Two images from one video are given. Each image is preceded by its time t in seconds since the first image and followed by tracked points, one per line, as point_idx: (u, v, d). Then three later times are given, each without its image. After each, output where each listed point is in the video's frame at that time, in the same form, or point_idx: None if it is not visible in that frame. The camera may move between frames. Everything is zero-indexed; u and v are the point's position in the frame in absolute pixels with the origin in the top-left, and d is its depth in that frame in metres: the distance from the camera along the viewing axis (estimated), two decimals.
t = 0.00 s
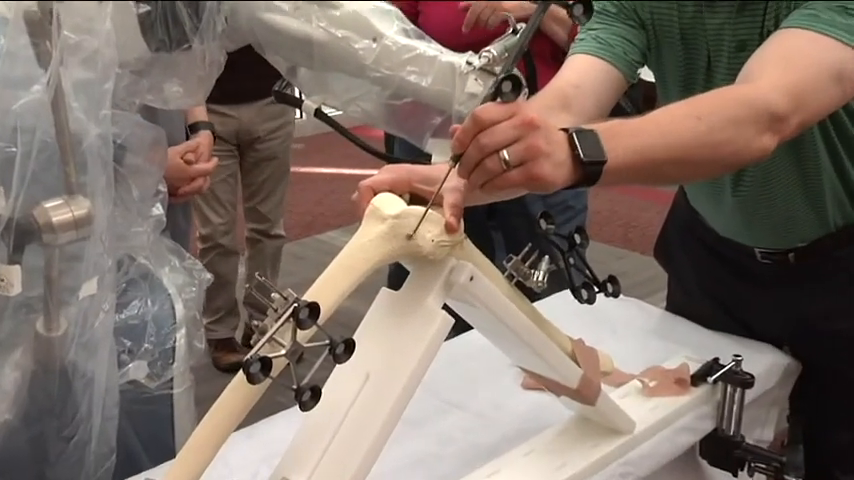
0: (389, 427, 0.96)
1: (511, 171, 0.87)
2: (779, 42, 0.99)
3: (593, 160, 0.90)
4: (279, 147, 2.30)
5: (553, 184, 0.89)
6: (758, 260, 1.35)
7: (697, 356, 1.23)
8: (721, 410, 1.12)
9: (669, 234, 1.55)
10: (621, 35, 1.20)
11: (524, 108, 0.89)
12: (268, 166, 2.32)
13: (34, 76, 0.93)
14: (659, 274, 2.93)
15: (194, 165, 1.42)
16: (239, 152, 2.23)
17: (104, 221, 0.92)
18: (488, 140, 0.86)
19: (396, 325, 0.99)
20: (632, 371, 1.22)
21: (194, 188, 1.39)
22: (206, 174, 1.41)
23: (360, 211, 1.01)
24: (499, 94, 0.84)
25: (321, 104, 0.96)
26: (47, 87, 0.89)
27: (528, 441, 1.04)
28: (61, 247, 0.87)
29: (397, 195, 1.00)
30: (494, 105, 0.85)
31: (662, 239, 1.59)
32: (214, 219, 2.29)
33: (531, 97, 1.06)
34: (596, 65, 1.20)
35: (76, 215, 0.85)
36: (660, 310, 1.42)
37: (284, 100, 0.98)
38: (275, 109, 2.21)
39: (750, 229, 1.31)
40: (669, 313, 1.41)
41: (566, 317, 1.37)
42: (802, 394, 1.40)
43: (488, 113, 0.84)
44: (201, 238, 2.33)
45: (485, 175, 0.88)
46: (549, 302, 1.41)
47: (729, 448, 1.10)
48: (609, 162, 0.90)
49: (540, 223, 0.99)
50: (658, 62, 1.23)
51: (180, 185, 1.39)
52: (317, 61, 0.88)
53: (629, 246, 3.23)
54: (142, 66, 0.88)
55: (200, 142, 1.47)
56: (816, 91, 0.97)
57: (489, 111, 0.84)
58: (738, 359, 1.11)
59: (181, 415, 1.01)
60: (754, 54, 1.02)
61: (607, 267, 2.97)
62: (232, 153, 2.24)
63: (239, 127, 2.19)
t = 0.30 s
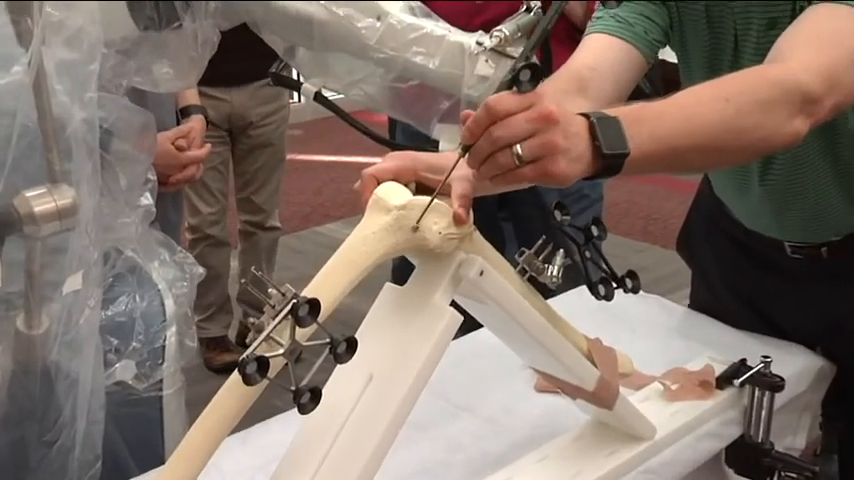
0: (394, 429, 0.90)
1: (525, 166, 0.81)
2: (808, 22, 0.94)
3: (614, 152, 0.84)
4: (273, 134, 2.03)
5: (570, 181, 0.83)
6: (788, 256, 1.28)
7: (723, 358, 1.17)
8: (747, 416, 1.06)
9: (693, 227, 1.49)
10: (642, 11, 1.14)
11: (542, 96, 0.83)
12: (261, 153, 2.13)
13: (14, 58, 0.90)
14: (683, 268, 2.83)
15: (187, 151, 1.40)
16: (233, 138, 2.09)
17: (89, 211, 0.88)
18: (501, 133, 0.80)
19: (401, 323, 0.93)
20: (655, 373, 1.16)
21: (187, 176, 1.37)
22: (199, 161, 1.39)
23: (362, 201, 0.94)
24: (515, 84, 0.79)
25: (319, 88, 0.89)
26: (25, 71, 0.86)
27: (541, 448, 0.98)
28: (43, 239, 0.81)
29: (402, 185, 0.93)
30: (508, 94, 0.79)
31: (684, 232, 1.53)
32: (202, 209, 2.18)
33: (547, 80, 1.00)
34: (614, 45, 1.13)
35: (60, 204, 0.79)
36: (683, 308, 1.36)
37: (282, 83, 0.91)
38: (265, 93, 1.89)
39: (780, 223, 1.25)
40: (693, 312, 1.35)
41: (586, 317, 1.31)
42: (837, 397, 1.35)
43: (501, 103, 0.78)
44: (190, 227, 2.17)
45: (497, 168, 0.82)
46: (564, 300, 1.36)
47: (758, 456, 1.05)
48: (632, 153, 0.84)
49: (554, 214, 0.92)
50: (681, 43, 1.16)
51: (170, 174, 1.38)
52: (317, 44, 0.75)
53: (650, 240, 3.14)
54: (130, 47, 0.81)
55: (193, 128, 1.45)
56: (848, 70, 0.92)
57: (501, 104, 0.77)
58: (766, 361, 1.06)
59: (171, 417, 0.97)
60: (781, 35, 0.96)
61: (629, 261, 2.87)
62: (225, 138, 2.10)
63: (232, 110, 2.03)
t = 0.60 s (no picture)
0: (395, 438, 0.83)
1: (538, 158, 0.78)
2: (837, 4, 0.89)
3: (630, 144, 0.81)
4: (266, 122, 2.07)
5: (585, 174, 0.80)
6: (818, 253, 1.23)
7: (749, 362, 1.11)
8: (773, 424, 1.01)
9: (712, 222, 1.43)
10: None
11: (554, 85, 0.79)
12: (254, 143, 2.10)
13: None
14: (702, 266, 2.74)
15: (175, 139, 1.35)
16: (220, 127, 2.04)
17: (68, 203, 0.82)
18: (513, 123, 0.76)
19: (402, 323, 0.87)
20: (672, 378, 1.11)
21: (176, 165, 1.33)
22: (188, 149, 1.35)
23: (362, 193, 0.88)
24: (528, 73, 0.72)
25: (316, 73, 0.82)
26: None
27: (551, 458, 0.93)
28: (17, 235, 0.79)
29: (402, 176, 0.87)
30: (519, 82, 0.74)
31: (703, 227, 1.46)
32: (187, 202, 2.12)
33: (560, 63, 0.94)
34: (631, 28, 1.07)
35: (37, 196, 0.75)
36: (704, 309, 1.29)
37: (274, 68, 0.85)
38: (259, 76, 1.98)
39: (809, 223, 1.19)
40: (714, 313, 1.28)
41: (601, 319, 1.26)
42: None
43: (511, 93, 0.73)
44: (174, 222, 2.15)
45: (507, 161, 0.78)
46: (577, 302, 1.30)
47: (784, 467, 0.99)
48: (650, 145, 0.81)
49: (566, 208, 0.85)
50: (704, 27, 1.06)
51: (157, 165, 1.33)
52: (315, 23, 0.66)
53: (668, 236, 3.04)
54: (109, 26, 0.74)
55: (180, 115, 1.41)
56: None
57: (514, 90, 0.73)
58: (793, 366, 1.00)
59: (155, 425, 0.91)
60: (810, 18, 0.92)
61: (646, 258, 2.79)
62: (213, 129, 2.04)
63: (219, 95, 1.99)
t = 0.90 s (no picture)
0: (394, 450, 0.78)
1: (544, 152, 0.75)
2: None
3: (645, 139, 0.78)
4: (254, 111, 1.90)
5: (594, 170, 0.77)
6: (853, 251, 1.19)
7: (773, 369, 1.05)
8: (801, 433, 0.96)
9: (736, 218, 1.37)
10: None
11: (570, 74, 0.75)
12: (241, 133, 1.94)
13: None
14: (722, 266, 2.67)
15: (159, 128, 1.31)
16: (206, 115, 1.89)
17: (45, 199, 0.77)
18: (520, 115, 0.73)
19: (402, 327, 0.81)
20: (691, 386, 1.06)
21: (160, 155, 1.30)
22: (173, 139, 1.32)
23: (357, 185, 0.82)
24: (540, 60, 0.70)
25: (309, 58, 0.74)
26: None
27: (559, 472, 0.88)
28: None
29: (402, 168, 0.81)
30: (529, 70, 0.72)
31: (725, 223, 1.41)
32: (170, 197, 2.02)
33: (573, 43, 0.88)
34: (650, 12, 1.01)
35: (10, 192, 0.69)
36: (727, 313, 1.24)
37: (266, 53, 0.79)
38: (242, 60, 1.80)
39: (842, 215, 1.12)
40: (737, 317, 1.23)
41: (616, 324, 1.20)
42: None
43: (516, 83, 0.71)
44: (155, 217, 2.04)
45: (512, 154, 0.76)
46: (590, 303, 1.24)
47: None
48: (668, 140, 0.78)
49: (576, 203, 0.80)
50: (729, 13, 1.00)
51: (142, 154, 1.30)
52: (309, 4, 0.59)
53: (687, 233, 2.98)
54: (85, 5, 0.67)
55: (165, 101, 1.35)
56: None
57: (522, 79, 0.71)
58: (823, 372, 0.95)
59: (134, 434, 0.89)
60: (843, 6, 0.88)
61: (666, 256, 2.73)
62: (197, 118, 1.90)
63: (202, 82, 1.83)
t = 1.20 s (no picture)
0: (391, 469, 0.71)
1: (561, 144, 0.71)
2: None
3: (666, 135, 0.74)
4: (243, 102, 1.84)
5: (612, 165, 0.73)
6: None
7: (802, 377, 1.01)
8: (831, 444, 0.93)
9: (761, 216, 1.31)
10: None
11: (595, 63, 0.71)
12: (230, 126, 1.87)
13: None
14: (747, 268, 2.52)
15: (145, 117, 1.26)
16: (191, 104, 1.83)
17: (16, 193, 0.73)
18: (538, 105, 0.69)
19: (403, 332, 0.75)
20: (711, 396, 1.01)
21: (146, 146, 1.26)
22: (159, 128, 1.28)
23: (353, 179, 0.76)
24: (560, 46, 0.66)
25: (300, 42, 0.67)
26: None
27: None
28: None
29: (402, 163, 0.76)
30: (547, 56, 0.67)
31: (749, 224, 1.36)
32: (151, 191, 1.88)
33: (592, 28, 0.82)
34: None
35: None
36: (753, 317, 1.18)
37: (258, 38, 0.73)
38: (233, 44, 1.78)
39: None
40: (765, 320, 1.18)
41: (630, 330, 1.15)
42: None
43: (535, 70, 0.67)
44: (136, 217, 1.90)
45: (526, 145, 0.72)
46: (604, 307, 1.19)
47: None
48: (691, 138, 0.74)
49: (589, 198, 0.74)
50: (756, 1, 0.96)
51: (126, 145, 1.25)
52: None
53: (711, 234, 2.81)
54: None
55: (151, 89, 1.32)
56: None
57: (541, 65, 0.67)
58: None
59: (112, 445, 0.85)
60: None
61: (686, 256, 2.57)
62: (184, 108, 1.83)
63: (189, 68, 1.78)
